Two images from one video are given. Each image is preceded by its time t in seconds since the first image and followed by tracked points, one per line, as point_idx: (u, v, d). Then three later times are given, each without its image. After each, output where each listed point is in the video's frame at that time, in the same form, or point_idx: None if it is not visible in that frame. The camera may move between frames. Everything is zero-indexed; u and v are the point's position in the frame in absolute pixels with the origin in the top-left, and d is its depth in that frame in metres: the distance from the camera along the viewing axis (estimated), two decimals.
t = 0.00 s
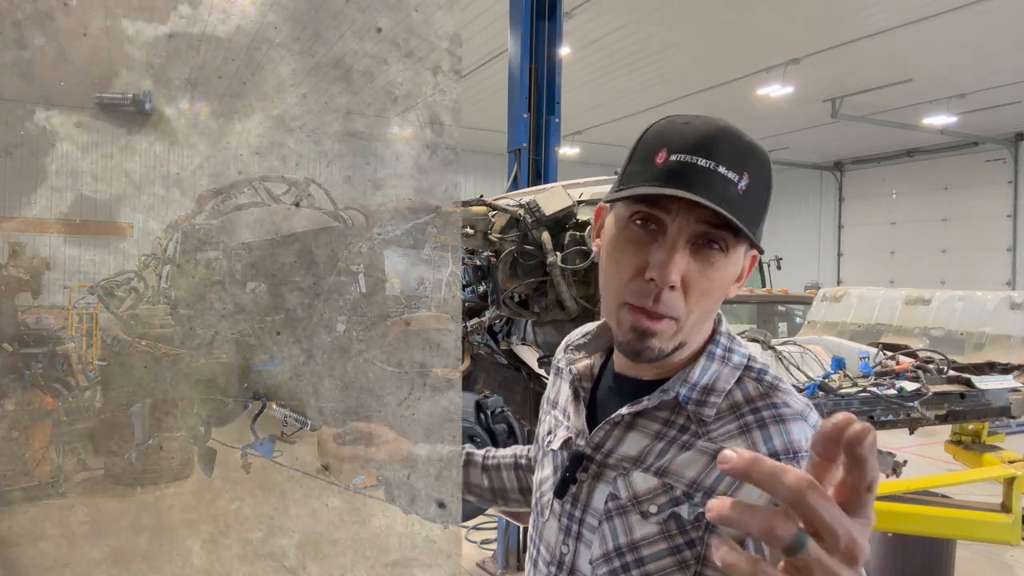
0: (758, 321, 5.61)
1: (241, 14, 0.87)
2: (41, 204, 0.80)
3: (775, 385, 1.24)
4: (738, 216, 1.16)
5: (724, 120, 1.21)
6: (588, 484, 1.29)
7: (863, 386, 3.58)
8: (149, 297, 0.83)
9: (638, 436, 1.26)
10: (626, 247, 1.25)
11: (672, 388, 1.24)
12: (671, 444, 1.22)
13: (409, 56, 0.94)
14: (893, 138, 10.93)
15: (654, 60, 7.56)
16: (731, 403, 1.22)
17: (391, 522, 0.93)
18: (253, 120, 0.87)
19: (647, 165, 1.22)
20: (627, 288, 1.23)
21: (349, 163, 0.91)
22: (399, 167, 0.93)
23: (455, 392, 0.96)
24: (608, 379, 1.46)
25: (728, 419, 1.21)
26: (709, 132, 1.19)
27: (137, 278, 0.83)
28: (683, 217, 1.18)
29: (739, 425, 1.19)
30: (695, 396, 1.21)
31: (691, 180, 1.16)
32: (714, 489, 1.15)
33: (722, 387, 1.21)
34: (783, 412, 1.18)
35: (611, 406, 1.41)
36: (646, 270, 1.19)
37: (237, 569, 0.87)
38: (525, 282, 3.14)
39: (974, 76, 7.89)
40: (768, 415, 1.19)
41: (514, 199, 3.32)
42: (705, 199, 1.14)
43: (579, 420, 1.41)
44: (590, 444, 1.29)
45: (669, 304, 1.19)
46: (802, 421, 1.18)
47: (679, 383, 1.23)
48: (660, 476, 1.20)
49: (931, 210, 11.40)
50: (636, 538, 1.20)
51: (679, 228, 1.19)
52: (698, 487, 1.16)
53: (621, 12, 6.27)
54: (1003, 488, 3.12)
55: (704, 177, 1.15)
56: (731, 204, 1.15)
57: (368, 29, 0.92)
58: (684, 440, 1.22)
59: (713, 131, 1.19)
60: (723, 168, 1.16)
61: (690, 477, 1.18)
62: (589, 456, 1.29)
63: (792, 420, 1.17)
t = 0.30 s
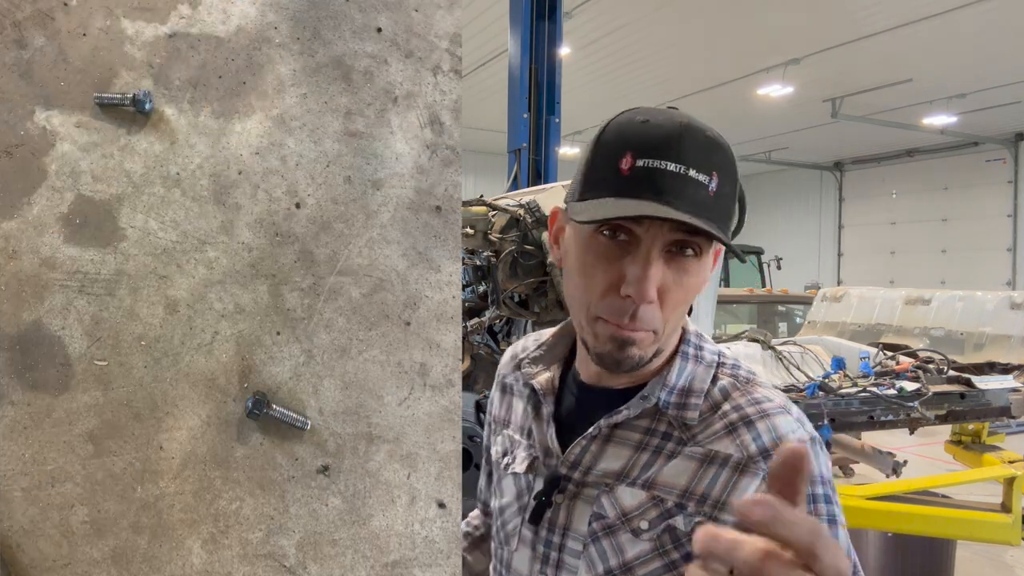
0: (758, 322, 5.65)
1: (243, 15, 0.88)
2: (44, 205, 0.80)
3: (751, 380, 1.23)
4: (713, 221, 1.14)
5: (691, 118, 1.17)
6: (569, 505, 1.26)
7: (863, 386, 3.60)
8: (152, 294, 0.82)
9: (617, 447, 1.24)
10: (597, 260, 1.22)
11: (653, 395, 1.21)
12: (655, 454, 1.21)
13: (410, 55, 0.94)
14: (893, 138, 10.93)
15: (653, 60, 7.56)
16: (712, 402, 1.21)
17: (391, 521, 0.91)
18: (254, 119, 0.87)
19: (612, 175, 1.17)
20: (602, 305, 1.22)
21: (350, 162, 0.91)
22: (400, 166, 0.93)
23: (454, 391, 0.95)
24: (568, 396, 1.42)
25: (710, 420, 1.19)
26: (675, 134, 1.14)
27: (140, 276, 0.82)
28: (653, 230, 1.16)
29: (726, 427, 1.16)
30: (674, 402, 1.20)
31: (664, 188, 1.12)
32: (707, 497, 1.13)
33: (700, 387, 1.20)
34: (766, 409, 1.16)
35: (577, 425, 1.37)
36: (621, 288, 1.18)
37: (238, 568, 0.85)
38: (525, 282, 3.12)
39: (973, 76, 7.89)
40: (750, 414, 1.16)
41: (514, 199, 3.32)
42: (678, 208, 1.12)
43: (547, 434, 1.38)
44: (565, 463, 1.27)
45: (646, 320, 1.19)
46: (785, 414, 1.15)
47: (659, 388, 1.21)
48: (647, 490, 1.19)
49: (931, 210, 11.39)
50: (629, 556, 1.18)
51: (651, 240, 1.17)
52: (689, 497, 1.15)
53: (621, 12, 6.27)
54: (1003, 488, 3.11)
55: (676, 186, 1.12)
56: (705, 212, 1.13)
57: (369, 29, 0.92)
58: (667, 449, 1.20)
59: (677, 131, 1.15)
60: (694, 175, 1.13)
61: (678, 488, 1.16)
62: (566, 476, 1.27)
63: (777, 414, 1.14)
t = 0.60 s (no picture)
0: (758, 322, 5.64)
1: (243, 14, 0.88)
2: (43, 205, 0.80)
3: (722, 370, 1.65)
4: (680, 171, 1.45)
5: (636, 89, 1.47)
6: (549, 519, 1.49)
7: (863, 386, 3.62)
8: (151, 294, 0.82)
9: (603, 446, 1.53)
10: (578, 241, 1.52)
11: (636, 387, 1.56)
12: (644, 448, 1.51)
13: (411, 55, 0.94)
14: (893, 138, 10.93)
15: (653, 60, 7.56)
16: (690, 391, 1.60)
17: (391, 521, 0.91)
18: (254, 119, 0.87)
19: (576, 142, 1.45)
20: (583, 278, 1.52)
21: (350, 162, 0.91)
22: (401, 166, 0.93)
23: (455, 392, 0.95)
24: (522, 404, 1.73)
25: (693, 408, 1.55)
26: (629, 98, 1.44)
27: (140, 275, 0.82)
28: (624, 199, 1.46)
29: (713, 414, 1.51)
30: (653, 392, 1.56)
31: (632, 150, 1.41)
32: (706, 487, 1.43)
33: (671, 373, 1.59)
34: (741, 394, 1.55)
35: (540, 429, 1.65)
36: (601, 263, 1.49)
37: (238, 569, 0.85)
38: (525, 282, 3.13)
39: (974, 76, 7.89)
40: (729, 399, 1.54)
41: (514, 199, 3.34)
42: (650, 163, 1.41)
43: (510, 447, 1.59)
44: (545, 473, 1.51)
45: (625, 287, 1.50)
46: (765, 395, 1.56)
47: (641, 380, 1.57)
48: (642, 483, 1.46)
49: (931, 210, 11.38)
50: (629, 552, 1.42)
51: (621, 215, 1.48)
52: (687, 487, 1.44)
53: (621, 12, 6.27)
54: (1003, 488, 3.11)
55: (643, 145, 1.42)
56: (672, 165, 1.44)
57: (369, 29, 0.93)
58: (653, 441, 1.51)
59: (638, 99, 1.45)
60: (657, 133, 1.43)
61: (673, 477, 1.46)
62: (548, 491, 1.51)
63: (751, 400, 1.53)
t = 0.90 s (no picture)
0: (757, 322, 5.64)
1: (243, 14, 0.88)
2: (43, 205, 0.80)
3: (680, 370, 1.71)
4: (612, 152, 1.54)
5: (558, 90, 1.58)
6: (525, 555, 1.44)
7: (863, 386, 3.63)
8: (152, 294, 0.82)
9: (574, 466, 1.51)
10: (521, 240, 1.56)
11: (602, 397, 1.58)
12: (616, 463, 1.51)
13: (411, 55, 0.94)
14: (893, 138, 10.92)
15: (653, 60, 7.56)
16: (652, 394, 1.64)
17: (391, 521, 0.91)
18: (254, 119, 0.87)
19: (503, 138, 1.53)
20: (529, 278, 1.55)
21: (351, 162, 0.91)
22: (400, 166, 0.93)
23: (455, 392, 0.95)
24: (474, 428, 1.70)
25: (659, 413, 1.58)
26: (549, 92, 1.55)
27: (140, 276, 0.82)
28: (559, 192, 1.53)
29: (681, 418, 1.55)
30: (618, 400, 1.59)
31: (562, 138, 1.50)
32: (686, 496, 1.46)
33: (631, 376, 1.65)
34: (704, 393, 1.62)
35: (504, 449, 1.64)
36: (544, 260, 1.52)
37: (238, 569, 0.85)
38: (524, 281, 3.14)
39: (975, 76, 7.89)
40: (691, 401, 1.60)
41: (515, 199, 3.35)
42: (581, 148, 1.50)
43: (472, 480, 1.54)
44: (518, 505, 1.47)
45: (572, 283, 1.54)
46: (728, 391, 1.64)
47: (604, 389, 1.59)
48: (621, 500, 1.46)
49: (932, 210, 11.37)
50: None
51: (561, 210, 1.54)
52: (667, 498, 1.46)
53: (622, 12, 6.27)
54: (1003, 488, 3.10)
55: (573, 131, 1.51)
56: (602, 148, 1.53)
57: (369, 29, 0.92)
58: (625, 454, 1.52)
59: (560, 94, 1.56)
60: (583, 119, 1.54)
61: (651, 490, 1.47)
62: (523, 523, 1.46)
63: (713, 400, 1.59)
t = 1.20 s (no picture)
0: (757, 322, 5.64)
1: (243, 15, 0.88)
2: (43, 205, 0.80)
3: (687, 371, 1.69)
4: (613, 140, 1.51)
5: (565, 65, 1.53)
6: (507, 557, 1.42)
7: (862, 386, 3.63)
8: (152, 294, 0.82)
9: (564, 466, 1.50)
10: (511, 227, 1.55)
11: (596, 396, 1.57)
12: (609, 466, 1.48)
13: (411, 55, 0.94)
14: (893, 138, 10.93)
15: (653, 60, 7.56)
16: (654, 396, 1.62)
17: (391, 521, 0.91)
18: (254, 119, 0.87)
19: (500, 117, 1.51)
20: (517, 267, 1.54)
21: (351, 163, 0.91)
22: (401, 166, 0.93)
23: (455, 391, 0.95)
24: (468, 426, 1.69)
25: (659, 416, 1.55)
26: (554, 72, 1.51)
27: (140, 276, 0.82)
28: (554, 178, 1.52)
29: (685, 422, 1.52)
30: (615, 400, 1.56)
31: (562, 122, 1.47)
32: (683, 505, 1.42)
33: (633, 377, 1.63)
34: (711, 396, 1.57)
35: (500, 449, 1.62)
36: (533, 249, 1.52)
37: (238, 569, 0.85)
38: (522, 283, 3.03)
39: (975, 76, 7.88)
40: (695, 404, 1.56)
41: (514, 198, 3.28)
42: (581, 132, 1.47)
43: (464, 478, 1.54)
44: (501, 504, 1.46)
45: (561, 275, 1.53)
46: (738, 396, 1.60)
47: (601, 389, 1.58)
48: (611, 506, 1.43)
49: (932, 210, 11.37)
50: None
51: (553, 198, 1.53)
52: (661, 506, 1.43)
53: (622, 12, 6.27)
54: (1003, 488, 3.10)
55: (573, 115, 1.48)
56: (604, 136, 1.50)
57: (369, 29, 0.93)
58: (620, 458, 1.49)
59: (562, 71, 1.52)
60: (586, 102, 1.50)
61: (644, 496, 1.44)
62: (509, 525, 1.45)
63: (722, 404, 1.56)
